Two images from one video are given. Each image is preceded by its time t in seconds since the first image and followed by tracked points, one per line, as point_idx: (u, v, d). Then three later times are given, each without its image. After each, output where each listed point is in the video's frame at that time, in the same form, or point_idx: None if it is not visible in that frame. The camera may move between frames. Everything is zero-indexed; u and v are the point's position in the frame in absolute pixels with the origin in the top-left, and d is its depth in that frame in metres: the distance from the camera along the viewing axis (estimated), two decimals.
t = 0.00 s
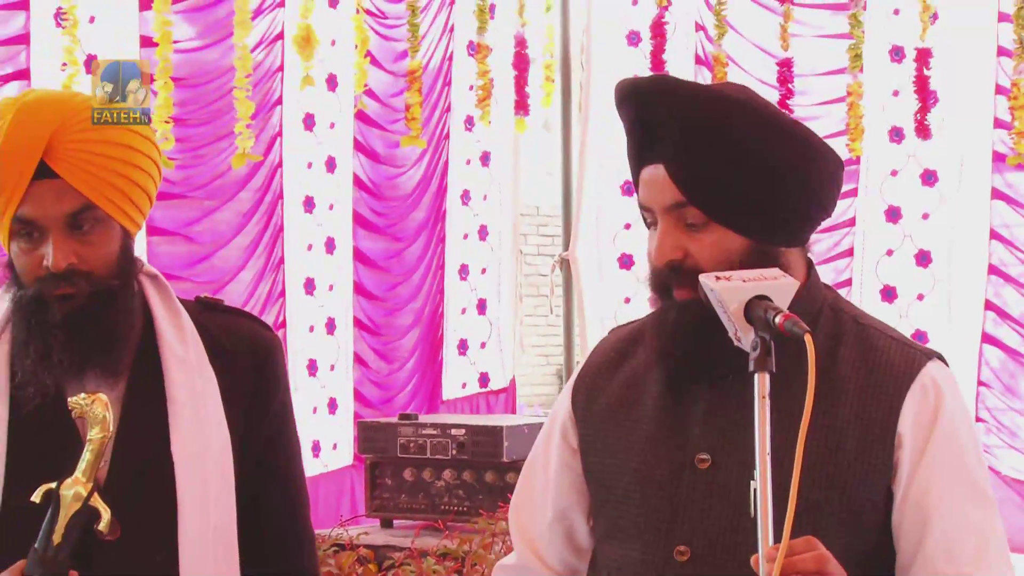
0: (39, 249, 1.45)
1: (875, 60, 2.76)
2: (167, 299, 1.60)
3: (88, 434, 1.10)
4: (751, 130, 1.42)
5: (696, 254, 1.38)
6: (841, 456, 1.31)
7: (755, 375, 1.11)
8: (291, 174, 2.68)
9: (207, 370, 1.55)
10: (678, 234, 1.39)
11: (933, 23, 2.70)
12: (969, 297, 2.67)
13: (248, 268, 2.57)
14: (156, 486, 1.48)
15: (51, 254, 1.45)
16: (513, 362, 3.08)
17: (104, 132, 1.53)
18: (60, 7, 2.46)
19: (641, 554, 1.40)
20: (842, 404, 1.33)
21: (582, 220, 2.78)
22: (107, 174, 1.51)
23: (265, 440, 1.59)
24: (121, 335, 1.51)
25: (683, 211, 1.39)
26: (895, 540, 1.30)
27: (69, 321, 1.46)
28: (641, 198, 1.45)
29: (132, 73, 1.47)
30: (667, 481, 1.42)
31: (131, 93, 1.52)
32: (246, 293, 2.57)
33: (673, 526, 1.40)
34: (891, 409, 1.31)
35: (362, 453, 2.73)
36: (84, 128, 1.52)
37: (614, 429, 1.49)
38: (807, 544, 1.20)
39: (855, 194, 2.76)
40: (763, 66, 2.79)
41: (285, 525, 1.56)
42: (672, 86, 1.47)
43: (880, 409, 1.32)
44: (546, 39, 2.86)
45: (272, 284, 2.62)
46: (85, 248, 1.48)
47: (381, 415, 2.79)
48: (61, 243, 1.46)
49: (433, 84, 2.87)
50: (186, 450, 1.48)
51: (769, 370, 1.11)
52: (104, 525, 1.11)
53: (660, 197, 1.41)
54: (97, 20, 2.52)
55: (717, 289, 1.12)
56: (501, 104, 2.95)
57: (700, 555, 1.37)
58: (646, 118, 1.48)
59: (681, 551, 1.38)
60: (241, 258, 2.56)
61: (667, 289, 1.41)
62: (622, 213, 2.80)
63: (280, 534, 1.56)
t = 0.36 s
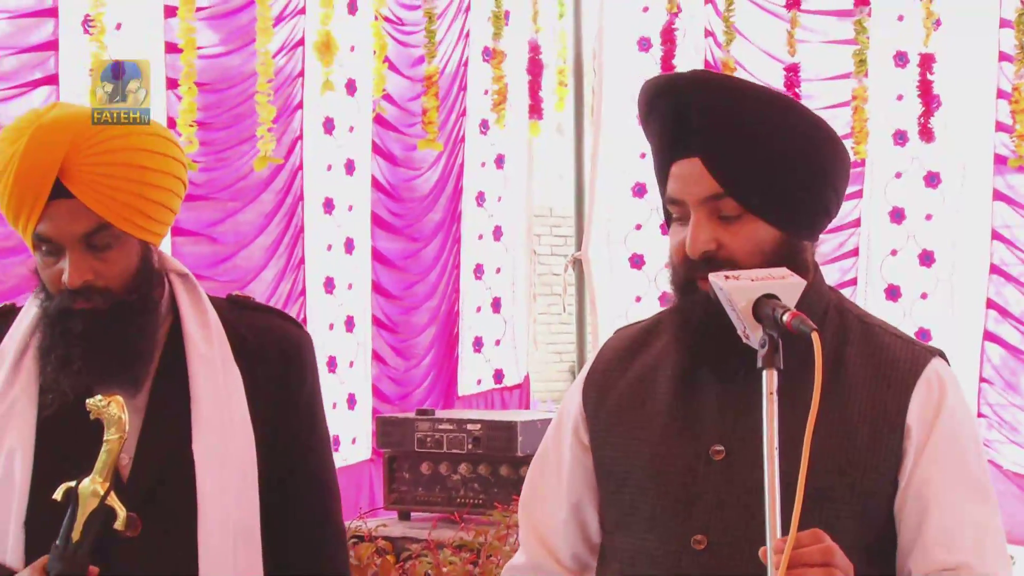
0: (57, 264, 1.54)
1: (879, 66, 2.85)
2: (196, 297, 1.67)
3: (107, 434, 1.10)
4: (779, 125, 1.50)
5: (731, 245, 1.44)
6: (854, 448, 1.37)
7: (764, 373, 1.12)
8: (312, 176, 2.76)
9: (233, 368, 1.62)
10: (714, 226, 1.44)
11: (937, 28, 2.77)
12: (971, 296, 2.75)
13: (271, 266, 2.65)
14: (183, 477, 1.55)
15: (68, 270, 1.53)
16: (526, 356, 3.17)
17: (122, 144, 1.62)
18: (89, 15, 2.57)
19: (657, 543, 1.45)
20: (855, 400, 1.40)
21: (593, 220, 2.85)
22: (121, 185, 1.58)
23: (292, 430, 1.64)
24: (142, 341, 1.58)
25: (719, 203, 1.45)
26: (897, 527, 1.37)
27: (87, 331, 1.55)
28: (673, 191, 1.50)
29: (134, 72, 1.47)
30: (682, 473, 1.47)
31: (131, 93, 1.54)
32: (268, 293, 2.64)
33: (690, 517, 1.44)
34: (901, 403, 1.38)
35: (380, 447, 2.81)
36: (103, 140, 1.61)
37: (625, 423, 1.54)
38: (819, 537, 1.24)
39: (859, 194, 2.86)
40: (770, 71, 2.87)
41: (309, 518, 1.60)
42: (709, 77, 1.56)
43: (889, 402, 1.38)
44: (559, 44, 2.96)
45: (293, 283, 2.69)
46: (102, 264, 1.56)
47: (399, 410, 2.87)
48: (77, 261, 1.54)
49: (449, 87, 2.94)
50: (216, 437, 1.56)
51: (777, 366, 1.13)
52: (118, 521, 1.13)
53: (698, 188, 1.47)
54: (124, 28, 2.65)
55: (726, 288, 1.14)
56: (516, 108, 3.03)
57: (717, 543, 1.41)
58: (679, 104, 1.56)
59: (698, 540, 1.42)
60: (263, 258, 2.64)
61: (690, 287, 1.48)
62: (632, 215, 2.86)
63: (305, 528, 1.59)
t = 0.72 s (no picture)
0: (84, 267, 1.53)
1: (884, 71, 2.91)
2: (226, 305, 1.70)
3: (122, 432, 1.23)
4: (808, 128, 1.54)
5: (771, 240, 1.47)
6: (868, 436, 1.43)
7: (770, 369, 1.17)
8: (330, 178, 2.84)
9: (257, 369, 1.66)
10: (758, 219, 1.48)
11: (940, 34, 2.84)
12: (972, 296, 2.83)
13: (292, 265, 2.73)
14: (201, 477, 1.56)
15: (91, 274, 1.52)
16: (539, 354, 3.24)
17: (148, 152, 1.61)
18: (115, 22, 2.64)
19: (679, 533, 1.46)
20: (867, 394, 1.46)
21: (603, 220, 2.93)
22: (145, 193, 1.57)
23: (313, 421, 1.67)
24: (167, 345, 1.60)
25: (760, 197, 1.49)
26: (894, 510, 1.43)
27: (115, 335, 1.57)
28: (707, 183, 1.51)
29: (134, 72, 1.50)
30: (700, 462, 1.48)
31: (130, 94, 1.56)
32: (289, 290, 2.72)
33: (716, 504, 1.45)
34: (907, 391, 1.45)
35: (397, 442, 2.88)
36: (129, 147, 1.59)
37: (635, 416, 1.56)
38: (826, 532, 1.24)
39: (864, 196, 2.92)
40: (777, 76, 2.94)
41: (333, 508, 1.64)
42: (750, 75, 1.57)
43: (898, 395, 1.45)
44: (571, 50, 3.02)
45: (313, 282, 2.77)
46: (126, 268, 1.56)
47: (415, 406, 2.95)
48: (101, 264, 1.53)
49: (464, 92, 3.02)
50: (239, 434, 1.59)
51: (784, 362, 1.17)
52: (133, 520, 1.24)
53: (738, 184, 1.49)
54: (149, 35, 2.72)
55: (735, 288, 1.19)
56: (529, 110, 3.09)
57: (743, 528, 1.43)
58: (716, 96, 1.56)
59: (725, 528, 1.43)
60: (283, 258, 2.71)
61: (710, 286, 1.52)
62: (642, 216, 2.95)
63: (328, 517, 1.64)
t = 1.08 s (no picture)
0: (114, 267, 1.60)
1: (883, 76, 3.00)
2: (253, 309, 1.77)
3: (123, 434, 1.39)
4: (814, 147, 1.56)
5: (784, 255, 1.47)
6: (862, 423, 1.48)
7: (774, 367, 1.23)
8: (342, 182, 2.92)
9: (279, 367, 1.73)
10: (770, 230, 1.47)
11: (937, 41, 2.92)
12: (970, 296, 2.91)
13: (306, 266, 2.80)
14: (219, 475, 1.63)
15: (123, 273, 1.60)
16: (546, 352, 3.30)
17: (181, 158, 1.68)
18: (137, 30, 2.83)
19: (687, 524, 1.44)
20: (854, 382, 1.51)
21: (609, 222, 3.01)
22: (179, 198, 1.64)
23: (335, 415, 1.74)
24: (191, 346, 1.66)
25: (775, 211, 1.49)
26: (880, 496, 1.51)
27: (142, 334, 1.63)
28: (723, 192, 1.49)
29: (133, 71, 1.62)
30: (705, 453, 1.46)
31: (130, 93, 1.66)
32: (304, 288, 2.80)
33: (725, 494, 1.44)
34: (889, 377, 1.52)
35: (408, 437, 2.96)
36: (166, 153, 1.67)
37: (632, 409, 1.52)
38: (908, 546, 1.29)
39: (863, 199, 3.01)
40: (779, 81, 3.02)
41: (352, 498, 1.72)
42: (784, 99, 1.55)
43: (881, 382, 1.52)
44: (579, 57, 3.12)
45: (326, 283, 2.85)
46: (157, 270, 1.62)
47: (426, 402, 3.03)
48: (133, 265, 1.61)
49: (474, 97, 3.10)
50: (256, 432, 1.64)
51: (788, 360, 1.24)
52: (135, 519, 1.39)
53: (756, 195, 1.48)
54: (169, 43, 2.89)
55: (738, 286, 1.27)
56: (537, 114, 3.18)
57: (752, 517, 1.42)
58: (748, 114, 1.53)
59: (737, 516, 1.42)
60: (298, 258, 2.78)
61: (715, 293, 1.51)
62: (647, 217, 3.03)
63: (347, 506, 1.71)
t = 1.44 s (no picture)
0: (156, 266, 1.69)
1: (886, 81, 3.08)
2: (286, 308, 1.86)
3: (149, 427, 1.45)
4: (800, 156, 1.65)
5: (773, 259, 1.57)
6: (855, 419, 1.55)
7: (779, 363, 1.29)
8: (359, 183, 3.06)
9: (309, 365, 1.80)
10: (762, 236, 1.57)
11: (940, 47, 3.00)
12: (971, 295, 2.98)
13: (325, 266, 2.95)
14: (244, 468, 1.70)
15: (163, 273, 1.68)
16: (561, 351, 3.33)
17: (223, 162, 1.76)
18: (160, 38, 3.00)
19: (696, 515, 1.51)
20: (842, 379, 1.58)
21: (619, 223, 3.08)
22: (220, 201, 1.72)
23: (363, 413, 1.81)
24: (227, 345, 1.75)
25: (767, 218, 1.58)
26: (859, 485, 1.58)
27: (181, 332, 1.71)
28: (718, 201, 1.57)
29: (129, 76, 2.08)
30: (709, 446, 1.53)
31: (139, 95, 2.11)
32: (321, 289, 2.95)
33: (730, 488, 1.51)
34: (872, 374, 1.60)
35: (424, 432, 3.04)
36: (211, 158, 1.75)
37: (632, 404, 1.58)
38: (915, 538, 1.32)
39: (867, 201, 3.08)
40: (785, 86, 3.11)
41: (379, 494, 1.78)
42: (778, 114, 1.62)
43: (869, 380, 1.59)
44: (590, 62, 3.17)
45: (344, 282, 2.98)
46: (196, 270, 1.71)
47: (441, 398, 3.12)
48: (174, 265, 1.69)
49: (488, 102, 3.18)
50: (285, 425, 1.72)
51: (795, 359, 1.29)
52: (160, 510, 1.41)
53: (749, 205, 1.57)
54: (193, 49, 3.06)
55: (745, 287, 1.32)
56: (549, 120, 3.22)
57: (758, 508, 1.49)
58: (745, 127, 1.59)
59: (744, 508, 1.49)
60: (316, 259, 2.94)
61: (710, 295, 1.58)
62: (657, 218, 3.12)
63: (373, 501, 1.78)
